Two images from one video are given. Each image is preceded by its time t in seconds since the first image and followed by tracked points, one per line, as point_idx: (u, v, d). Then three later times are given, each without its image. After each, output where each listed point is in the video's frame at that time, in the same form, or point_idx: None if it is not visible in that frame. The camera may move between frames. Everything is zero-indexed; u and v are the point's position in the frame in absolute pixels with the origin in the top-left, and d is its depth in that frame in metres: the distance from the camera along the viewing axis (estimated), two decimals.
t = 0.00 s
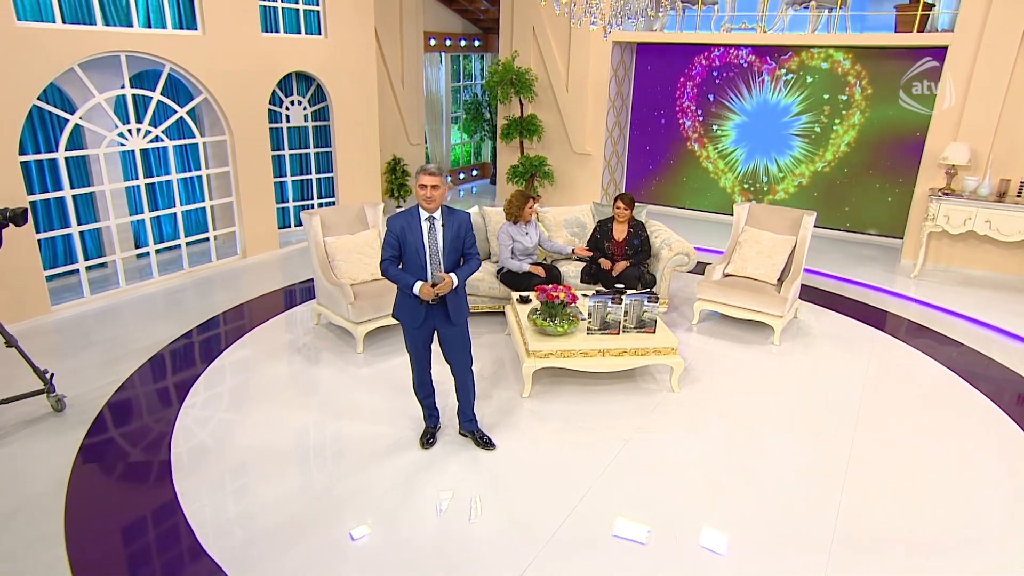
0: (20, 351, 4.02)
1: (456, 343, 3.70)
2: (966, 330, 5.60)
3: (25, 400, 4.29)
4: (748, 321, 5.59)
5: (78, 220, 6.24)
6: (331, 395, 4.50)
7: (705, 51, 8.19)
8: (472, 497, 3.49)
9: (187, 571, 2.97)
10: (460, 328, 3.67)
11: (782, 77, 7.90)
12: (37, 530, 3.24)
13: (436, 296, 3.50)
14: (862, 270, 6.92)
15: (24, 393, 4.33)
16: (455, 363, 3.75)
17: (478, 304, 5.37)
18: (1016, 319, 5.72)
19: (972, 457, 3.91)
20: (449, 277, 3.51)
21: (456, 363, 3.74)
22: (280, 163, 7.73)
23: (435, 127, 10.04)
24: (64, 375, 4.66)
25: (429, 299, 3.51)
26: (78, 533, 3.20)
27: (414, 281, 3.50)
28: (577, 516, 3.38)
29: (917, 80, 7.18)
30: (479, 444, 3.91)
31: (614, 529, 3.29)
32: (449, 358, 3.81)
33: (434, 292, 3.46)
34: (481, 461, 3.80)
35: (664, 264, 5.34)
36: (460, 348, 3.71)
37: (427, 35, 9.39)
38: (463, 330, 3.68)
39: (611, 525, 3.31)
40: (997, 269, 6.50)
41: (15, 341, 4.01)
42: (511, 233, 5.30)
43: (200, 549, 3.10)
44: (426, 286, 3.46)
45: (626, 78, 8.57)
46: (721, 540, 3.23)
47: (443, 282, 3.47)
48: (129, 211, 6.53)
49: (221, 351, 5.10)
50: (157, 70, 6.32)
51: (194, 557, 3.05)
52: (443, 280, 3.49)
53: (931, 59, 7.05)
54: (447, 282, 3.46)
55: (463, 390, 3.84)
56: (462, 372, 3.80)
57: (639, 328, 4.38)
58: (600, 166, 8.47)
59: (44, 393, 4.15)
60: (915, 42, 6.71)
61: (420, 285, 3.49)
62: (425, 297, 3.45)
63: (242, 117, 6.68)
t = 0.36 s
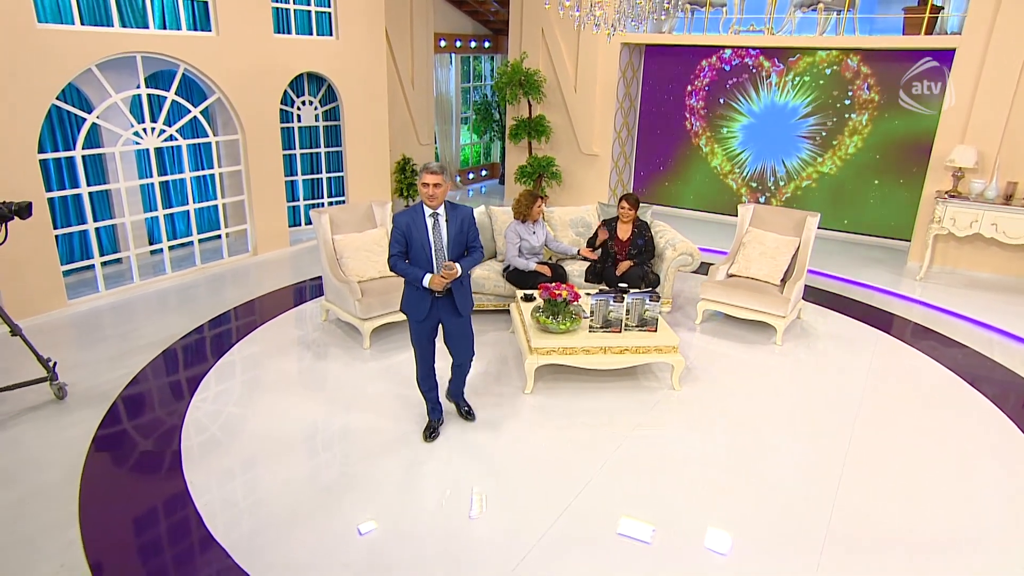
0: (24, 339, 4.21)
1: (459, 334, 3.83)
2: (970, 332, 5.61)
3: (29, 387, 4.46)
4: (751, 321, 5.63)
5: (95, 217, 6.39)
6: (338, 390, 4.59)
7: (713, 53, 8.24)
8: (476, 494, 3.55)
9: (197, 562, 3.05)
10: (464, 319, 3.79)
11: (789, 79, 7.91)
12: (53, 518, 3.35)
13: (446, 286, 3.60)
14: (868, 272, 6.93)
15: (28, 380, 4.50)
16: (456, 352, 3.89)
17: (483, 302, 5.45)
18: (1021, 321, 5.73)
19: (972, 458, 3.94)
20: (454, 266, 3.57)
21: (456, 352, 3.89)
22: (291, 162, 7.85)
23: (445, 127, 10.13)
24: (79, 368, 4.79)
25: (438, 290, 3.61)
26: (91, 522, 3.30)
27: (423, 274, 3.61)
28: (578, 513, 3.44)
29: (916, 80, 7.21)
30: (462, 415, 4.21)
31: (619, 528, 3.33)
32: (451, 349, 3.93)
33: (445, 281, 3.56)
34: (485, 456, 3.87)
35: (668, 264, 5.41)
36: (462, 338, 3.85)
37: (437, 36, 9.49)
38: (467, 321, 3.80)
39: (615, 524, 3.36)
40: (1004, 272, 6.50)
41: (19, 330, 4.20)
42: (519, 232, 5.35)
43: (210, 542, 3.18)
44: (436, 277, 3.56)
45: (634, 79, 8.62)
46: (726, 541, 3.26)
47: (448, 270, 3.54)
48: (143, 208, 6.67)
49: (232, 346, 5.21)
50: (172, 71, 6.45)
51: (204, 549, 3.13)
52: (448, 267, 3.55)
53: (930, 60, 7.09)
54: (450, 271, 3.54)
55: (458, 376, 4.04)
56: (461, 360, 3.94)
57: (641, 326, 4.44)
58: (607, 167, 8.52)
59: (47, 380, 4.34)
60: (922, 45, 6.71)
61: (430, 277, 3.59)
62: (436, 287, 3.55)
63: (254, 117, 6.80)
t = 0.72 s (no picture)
0: (23, 330, 4.36)
1: (459, 324, 3.96)
2: (969, 333, 5.65)
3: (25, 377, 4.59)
4: (751, 320, 5.68)
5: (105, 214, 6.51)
6: (343, 385, 4.68)
7: (717, 54, 8.29)
8: (478, 490, 3.62)
9: (204, 555, 3.13)
10: (465, 309, 3.93)
11: (792, 80, 7.96)
12: (65, 507, 3.45)
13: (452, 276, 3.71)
14: (870, 273, 6.97)
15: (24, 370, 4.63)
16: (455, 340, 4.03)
17: (485, 300, 5.53)
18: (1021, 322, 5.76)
19: (965, 458, 3.98)
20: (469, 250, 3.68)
21: (454, 340, 4.02)
22: (298, 161, 7.97)
23: (451, 127, 10.22)
24: (90, 362, 4.90)
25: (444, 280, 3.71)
26: (101, 512, 3.39)
27: (430, 265, 3.71)
28: (576, 508, 3.51)
29: (916, 80, 7.24)
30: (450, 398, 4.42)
31: (620, 526, 3.38)
32: (450, 338, 4.05)
33: (452, 272, 3.67)
34: (486, 452, 3.94)
35: (668, 263, 5.48)
36: (461, 328, 3.98)
37: (444, 37, 9.59)
38: (468, 312, 3.94)
39: (618, 522, 3.40)
40: (1005, 274, 6.53)
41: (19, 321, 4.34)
42: (522, 230, 5.41)
43: (217, 535, 3.25)
44: (444, 268, 3.66)
45: (638, 80, 8.69)
46: (726, 539, 3.31)
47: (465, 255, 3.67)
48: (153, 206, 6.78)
49: (239, 342, 5.31)
50: (182, 71, 6.57)
51: (211, 542, 3.21)
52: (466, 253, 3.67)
53: (930, 60, 7.10)
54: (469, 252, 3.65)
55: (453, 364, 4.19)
56: (456, 347, 4.09)
57: (639, 324, 4.51)
58: (611, 168, 8.59)
59: (46, 370, 4.48)
60: (925, 47, 6.74)
61: (436, 268, 3.69)
62: (443, 280, 3.65)
63: (262, 117, 6.91)
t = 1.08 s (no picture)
0: (9, 324, 4.46)
1: (450, 311, 4.11)
2: (959, 332, 5.72)
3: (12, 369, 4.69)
4: (743, 318, 5.76)
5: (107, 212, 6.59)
6: (340, 381, 4.76)
7: (713, 55, 8.37)
8: (473, 484, 3.69)
9: (203, 547, 3.20)
10: (458, 297, 4.07)
11: (787, 82, 8.03)
12: (68, 499, 3.53)
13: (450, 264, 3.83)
14: (863, 272, 7.04)
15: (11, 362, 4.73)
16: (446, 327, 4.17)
17: (481, 297, 5.62)
18: (1010, 322, 5.83)
19: (952, 454, 4.06)
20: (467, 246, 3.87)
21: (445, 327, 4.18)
22: (297, 160, 8.06)
23: (450, 128, 10.30)
24: (92, 357, 4.98)
25: (442, 267, 3.83)
26: (103, 504, 3.47)
27: (429, 252, 3.83)
28: (568, 503, 3.58)
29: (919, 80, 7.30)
30: (444, 393, 4.52)
31: (616, 523, 3.43)
32: (442, 325, 4.19)
33: (451, 259, 3.80)
34: (480, 448, 4.02)
35: (661, 262, 5.57)
36: (452, 315, 4.13)
37: (442, 38, 9.67)
38: (461, 301, 4.08)
39: (614, 519, 3.45)
40: (995, 273, 6.61)
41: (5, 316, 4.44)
42: (518, 228, 5.49)
43: (216, 527, 3.33)
44: (444, 255, 3.78)
45: (634, 81, 8.77)
46: (721, 535, 3.36)
47: (463, 249, 3.89)
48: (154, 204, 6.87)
49: (238, 339, 5.39)
50: (183, 71, 6.65)
51: (210, 534, 3.28)
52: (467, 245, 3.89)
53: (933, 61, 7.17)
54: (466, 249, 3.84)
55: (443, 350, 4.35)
56: (445, 333, 4.25)
57: (631, 321, 4.59)
58: (608, 168, 8.67)
59: (32, 362, 4.59)
60: (917, 49, 6.83)
61: (436, 255, 3.81)
62: (441, 265, 3.77)
63: (262, 116, 6.99)
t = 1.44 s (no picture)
0: None
1: (433, 304, 4.29)
2: (939, 328, 5.84)
3: None
4: (729, 315, 5.86)
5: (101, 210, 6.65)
6: (330, 377, 4.83)
7: (702, 56, 8.48)
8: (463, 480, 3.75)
9: (197, 540, 3.26)
10: (441, 290, 4.27)
11: (775, 82, 8.13)
12: (64, 492, 3.60)
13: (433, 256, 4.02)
14: (848, 270, 7.15)
15: None
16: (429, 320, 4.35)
17: (471, 294, 5.70)
18: (991, 319, 5.94)
19: (930, 447, 4.15)
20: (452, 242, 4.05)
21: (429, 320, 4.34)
22: (290, 159, 8.13)
23: (442, 127, 10.38)
24: (86, 353, 5.04)
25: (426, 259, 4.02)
26: (99, 498, 3.54)
27: (412, 244, 4.03)
28: (554, 496, 3.66)
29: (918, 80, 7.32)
30: (434, 387, 4.62)
31: (607, 519, 3.49)
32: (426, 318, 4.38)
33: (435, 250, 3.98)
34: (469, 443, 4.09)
35: (648, 259, 5.68)
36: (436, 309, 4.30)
37: (435, 38, 9.75)
38: (443, 293, 4.28)
39: (604, 515, 3.51)
40: (977, 272, 6.72)
41: None
42: (507, 227, 5.57)
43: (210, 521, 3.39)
44: (428, 246, 3.97)
45: (624, 81, 8.87)
46: (711, 530, 3.42)
47: (449, 243, 4.12)
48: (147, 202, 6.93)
49: (231, 336, 5.46)
50: (176, 70, 6.71)
51: (204, 528, 3.35)
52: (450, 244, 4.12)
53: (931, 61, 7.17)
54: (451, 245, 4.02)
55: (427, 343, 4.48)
56: (429, 326, 4.42)
57: (617, 316, 4.70)
58: (598, 167, 8.76)
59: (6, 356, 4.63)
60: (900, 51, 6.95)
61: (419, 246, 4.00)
62: (426, 255, 3.97)
63: (255, 116, 7.06)
